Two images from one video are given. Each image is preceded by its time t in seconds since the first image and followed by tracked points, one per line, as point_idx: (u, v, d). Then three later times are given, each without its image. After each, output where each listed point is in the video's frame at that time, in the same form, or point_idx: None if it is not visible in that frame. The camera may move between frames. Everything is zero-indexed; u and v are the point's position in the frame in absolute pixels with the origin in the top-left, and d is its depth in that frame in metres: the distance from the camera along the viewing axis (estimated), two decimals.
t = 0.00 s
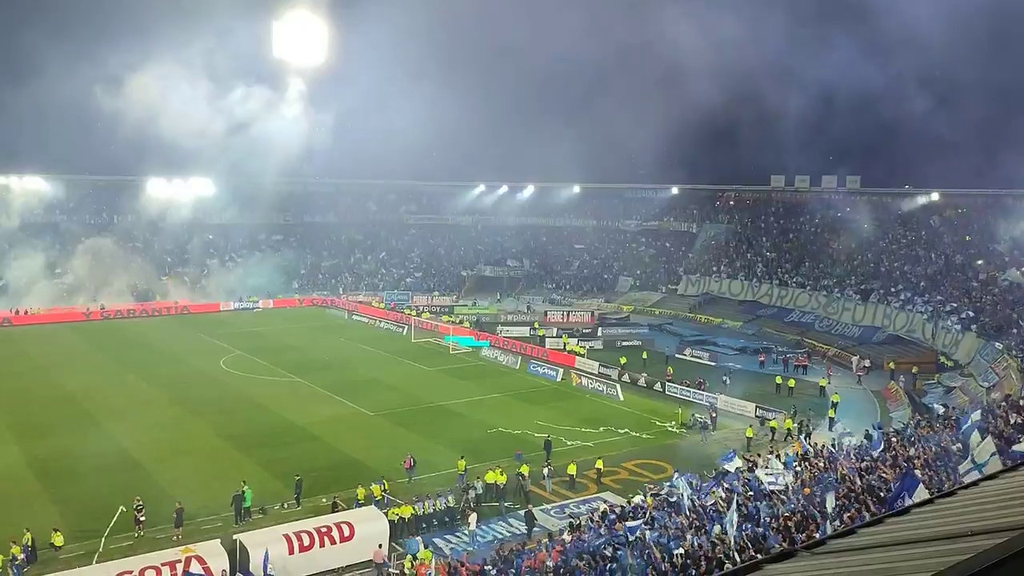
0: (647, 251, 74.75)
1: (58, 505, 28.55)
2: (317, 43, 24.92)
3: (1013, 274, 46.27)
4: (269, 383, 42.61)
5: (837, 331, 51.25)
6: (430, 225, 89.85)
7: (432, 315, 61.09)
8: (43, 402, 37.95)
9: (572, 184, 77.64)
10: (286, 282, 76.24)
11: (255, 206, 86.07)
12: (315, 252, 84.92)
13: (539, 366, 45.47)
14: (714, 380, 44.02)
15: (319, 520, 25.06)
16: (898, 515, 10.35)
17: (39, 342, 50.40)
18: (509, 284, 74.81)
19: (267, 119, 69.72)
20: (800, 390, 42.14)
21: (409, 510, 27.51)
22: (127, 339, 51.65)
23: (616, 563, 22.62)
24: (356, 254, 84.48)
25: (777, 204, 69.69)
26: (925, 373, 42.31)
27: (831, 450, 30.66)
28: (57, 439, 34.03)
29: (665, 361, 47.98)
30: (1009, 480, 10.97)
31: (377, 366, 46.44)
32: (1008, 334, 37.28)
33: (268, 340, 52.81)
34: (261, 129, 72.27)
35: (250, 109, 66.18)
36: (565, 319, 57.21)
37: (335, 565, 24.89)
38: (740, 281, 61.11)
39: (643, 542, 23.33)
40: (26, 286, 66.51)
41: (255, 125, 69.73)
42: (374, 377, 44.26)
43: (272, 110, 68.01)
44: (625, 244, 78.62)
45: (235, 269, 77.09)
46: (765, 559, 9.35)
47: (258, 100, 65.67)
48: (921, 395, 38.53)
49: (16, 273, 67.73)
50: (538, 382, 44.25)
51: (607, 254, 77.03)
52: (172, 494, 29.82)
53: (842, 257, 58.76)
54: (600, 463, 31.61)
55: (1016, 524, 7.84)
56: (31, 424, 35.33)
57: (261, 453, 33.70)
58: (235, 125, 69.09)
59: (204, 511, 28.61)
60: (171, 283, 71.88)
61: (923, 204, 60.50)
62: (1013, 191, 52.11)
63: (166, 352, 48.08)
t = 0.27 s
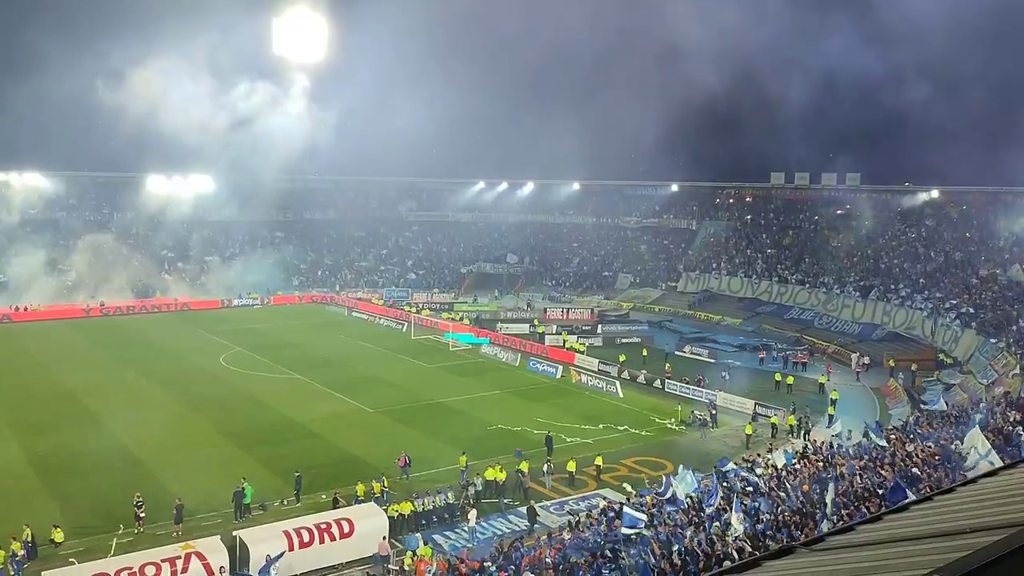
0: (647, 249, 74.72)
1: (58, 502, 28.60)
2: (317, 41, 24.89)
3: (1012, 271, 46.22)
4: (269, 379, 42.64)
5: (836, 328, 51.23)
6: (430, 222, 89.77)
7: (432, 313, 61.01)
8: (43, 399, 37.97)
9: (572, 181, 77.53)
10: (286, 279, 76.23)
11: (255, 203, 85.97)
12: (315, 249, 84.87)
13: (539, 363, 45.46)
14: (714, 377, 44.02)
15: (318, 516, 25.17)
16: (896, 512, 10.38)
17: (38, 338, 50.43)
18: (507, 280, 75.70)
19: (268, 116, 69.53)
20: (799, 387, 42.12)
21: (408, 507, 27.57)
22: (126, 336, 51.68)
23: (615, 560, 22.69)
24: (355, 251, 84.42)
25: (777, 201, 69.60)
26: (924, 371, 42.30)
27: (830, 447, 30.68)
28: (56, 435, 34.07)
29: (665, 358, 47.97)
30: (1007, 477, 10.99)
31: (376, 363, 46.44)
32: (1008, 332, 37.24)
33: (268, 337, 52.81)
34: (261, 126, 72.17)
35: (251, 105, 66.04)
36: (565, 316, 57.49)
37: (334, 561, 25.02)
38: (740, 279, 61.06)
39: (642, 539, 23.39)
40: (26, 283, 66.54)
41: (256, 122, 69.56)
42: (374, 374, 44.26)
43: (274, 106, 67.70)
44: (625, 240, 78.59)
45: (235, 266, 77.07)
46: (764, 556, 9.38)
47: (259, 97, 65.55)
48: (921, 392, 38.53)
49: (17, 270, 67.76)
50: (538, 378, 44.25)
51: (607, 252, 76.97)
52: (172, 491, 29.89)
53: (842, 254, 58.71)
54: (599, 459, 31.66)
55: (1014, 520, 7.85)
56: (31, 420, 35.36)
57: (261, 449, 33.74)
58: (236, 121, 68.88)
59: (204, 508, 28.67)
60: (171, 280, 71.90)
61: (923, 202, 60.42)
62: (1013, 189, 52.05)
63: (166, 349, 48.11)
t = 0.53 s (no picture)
0: (646, 246, 74.68)
1: (58, 498, 28.65)
2: (314, 39, 24.84)
3: (1012, 269, 46.21)
4: (269, 376, 42.61)
5: (836, 326, 51.24)
6: (430, 219, 89.69)
7: (431, 310, 60.94)
8: (42, 395, 37.97)
9: (572, 178, 77.44)
10: (286, 276, 76.20)
11: (255, 200, 85.86)
12: (315, 246, 84.77)
13: (538, 360, 45.43)
14: (713, 374, 44.03)
15: (318, 513, 25.20)
16: (896, 509, 10.40)
17: (37, 335, 50.38)
18: (507, 279, 76.47)
19: (270, 113, 69.39)
20: (798, 385, 42.13)
21: (408, 503, 27.64)
22: (125, 332, 51.68)
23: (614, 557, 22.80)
24: (355, 248, 84.32)
25: (777, 199, 69.56)
26: (924, 369, 42.33)
27: (829, 443, 30.74)
28: (56, 432, 34.08)
29: (664, 356, 47.96)
30: (1006, 475, 11.01)
31: (376, 360, 46.45)
32: (1007, 330, 37.28)
33: (267, 334, 52.78)
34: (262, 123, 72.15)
35: (252, 103, 65.89)
36: (565, 313, 57.43)
37: (334, 558, 25.06)
38: (740, 276, 61.06)
39: (641, 537, 23.46)
40: (26, 279, 66.54)
41: (257, 118, 69.31)
42: (373, 371, 44.25)
43: (277, 103, 67.51)
44: (624, 238, 78.51)
45: (234, 263, 77.01)
46: (764, 553, 9.40)
47: (261, 95, 65.42)
48: (920, 390, 38.54)
49: (16, 266, 67.76)
50: (537, 376, 44.22)
51: (606, 249, 76.91)
52: (171, 487, 29.95)
53: (842, 252, 58.69)
54: (599, 457, 31.73)
55: (1014, 518, 7.85)
56: (30, 417, 35.37)
57: (260, 446, 33.80)
58: (238, 118, 68.73)
59: (203, 505, 28.72)
60: (170, 277, 71.84)
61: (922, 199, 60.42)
62: (1013, 186, 52.05)
63: (165, 346, 48.13)
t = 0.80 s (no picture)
0: (646, 243, 74.63)
1: (57, 496, 28.69)
2: (314, 36, 24.80)
3: (1011, 267, 46.22)
4: (268, 374, 42.60)
5: (836, 323, 51.23)
6: (430, 216, 89.59)
7: (431, 307, 60.88)
8: (41, 392, 37.97)
9: (572, 175, 77.37)
10: (285, 273, 76.19)
11: (254, 197, 85.77)
12: (314, 243, 84.73)
13: (538, 357, 45.40)
14: (713, 371, 44.04)
15: (318, 510, 25.19)
16: (896, 506, 10.39)
17: (36, 332, 50.35)
18: (507, 276, 75.83)
19: (272, 110, 69.26)
20: (797, 382, 42.14)
21: (408, 501, 27.69)
22: (125, 330, 51.68)
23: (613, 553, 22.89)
24: (355, 245, 84.26)
25: (777, 196, 69.53)
26: (923, 366, 42.37)
27: (828, 441, 30.80)
28: (55, 429, 34.09)
29: (664, 353, 47.94)
30: (1005, 472, 11.01)
31: (375, 357, 46.44)
32: (1007, 327, 37.29)
33: (267, 331, 52.74)
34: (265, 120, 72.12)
35: (255, 101, 65.70)
36: (564, 310, 56.93)
37: (334, 554, 25.06)
38: (739, 273, 61.03)
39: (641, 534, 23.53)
40: (26, 277, 66.66)
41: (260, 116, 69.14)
42: (373, 368, 44.22)
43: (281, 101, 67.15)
44: (624, 235, 78.43)
45: (234, 260, 77.01)
46: (763, 550, 9.39)
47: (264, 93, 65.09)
48: (920, 388, 38.56)
49: (17, 264, 67.87)
50: (537, 373, 44.19)
51: (606, 246, 76.87)
52: (170, 484, 30.00)
53: (842, 249, 58.66)
54: (598, 454, 31.79)
55: (1013, 515, 7.85)
56: (30, 414, 35.38)
57: (260, 443, 33.84)
58: (239, 115, 68.67)
59: (203, 502, 28.77)
60: (170, 274, 71.87)
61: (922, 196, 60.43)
62: (1013, 184, 52.02)
63: (164, 343, 48.14)
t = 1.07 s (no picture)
0: (646, 241, 74.55)
1: (58, 494, 28.70)
2: (314, 32, 24.79)
3: (1012, 264, 46.21)
4: (268, 371, 42.59)
5: (836, 321, 51.20)
6: (430, 214, 89.53)
7: (431, 305, 60.79)
8: (40, 390, 37.98)
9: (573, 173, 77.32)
10: (285, 270, 76.15)
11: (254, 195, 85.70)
12: (315, 241, 84.68)
13: (538, 355, 45.35)
14: (714, 369, 44.02)
15: (318, 508, 25.20)
16: (897, 503, 10.38)
17: (35, 330, 50.31)
18: (506, 274, 75.50)
19: (275, 107, 69.23)
20: (798, 380, 42.14)
21: (408, 498, 27.77)
22: (125, 327, 51.62)
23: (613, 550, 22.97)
24: (355, 243, 84.18)
25: (777, 194, 69.48)
26: (924, 364, 42.37)
27: (829, 438, 30.83)
28: (55, 426, 34.09)
29: (665, 351, 47.91)
30: (1006, 469, 11.01)
31: (375, 355, 46.42)
32: (1008, 325, 37.28)
33: (266, 329, 52.70)
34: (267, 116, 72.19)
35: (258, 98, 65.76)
36: (564, 308, 56.52)
37: (335, 552, 25.06)
38: (739, 271, 60.96)
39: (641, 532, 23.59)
40: (27, 274, 66.73)
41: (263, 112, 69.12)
42: (373, 366, 44.18)
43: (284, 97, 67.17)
44: (624, 233, 78.31)
45: (234, 258, 77.02)
46: (763, 547, 9.38)
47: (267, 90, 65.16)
48: (920, 385, 38.55)
49: (17, 261, 67.91)
50: (537, 371, 44.15)
51: (606, 243, 76.82)
52: (171, 482, 30.04)
53: (842, 247, 58.59)
54: (599, 452, 31.85)
55: (1013, 512, 7.85)
56: (29, 411, 35.39)
57: (261, 441, 33.83)
58: (241, 112, 68.62)
59: (203, 499, 28.82)
60: (170, 271, 71.88)
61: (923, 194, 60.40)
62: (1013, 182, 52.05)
63: (164, 341, 48.10)
